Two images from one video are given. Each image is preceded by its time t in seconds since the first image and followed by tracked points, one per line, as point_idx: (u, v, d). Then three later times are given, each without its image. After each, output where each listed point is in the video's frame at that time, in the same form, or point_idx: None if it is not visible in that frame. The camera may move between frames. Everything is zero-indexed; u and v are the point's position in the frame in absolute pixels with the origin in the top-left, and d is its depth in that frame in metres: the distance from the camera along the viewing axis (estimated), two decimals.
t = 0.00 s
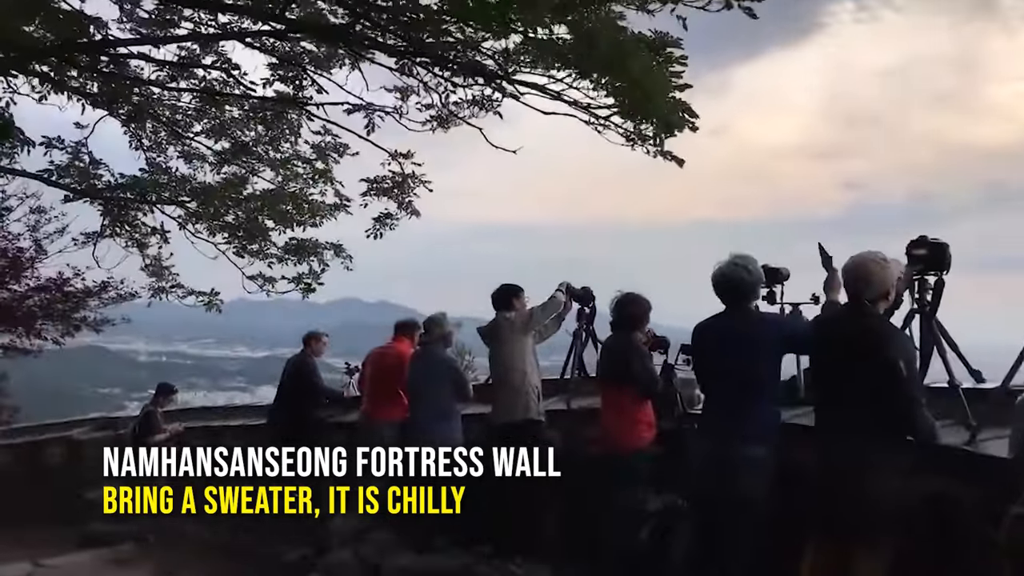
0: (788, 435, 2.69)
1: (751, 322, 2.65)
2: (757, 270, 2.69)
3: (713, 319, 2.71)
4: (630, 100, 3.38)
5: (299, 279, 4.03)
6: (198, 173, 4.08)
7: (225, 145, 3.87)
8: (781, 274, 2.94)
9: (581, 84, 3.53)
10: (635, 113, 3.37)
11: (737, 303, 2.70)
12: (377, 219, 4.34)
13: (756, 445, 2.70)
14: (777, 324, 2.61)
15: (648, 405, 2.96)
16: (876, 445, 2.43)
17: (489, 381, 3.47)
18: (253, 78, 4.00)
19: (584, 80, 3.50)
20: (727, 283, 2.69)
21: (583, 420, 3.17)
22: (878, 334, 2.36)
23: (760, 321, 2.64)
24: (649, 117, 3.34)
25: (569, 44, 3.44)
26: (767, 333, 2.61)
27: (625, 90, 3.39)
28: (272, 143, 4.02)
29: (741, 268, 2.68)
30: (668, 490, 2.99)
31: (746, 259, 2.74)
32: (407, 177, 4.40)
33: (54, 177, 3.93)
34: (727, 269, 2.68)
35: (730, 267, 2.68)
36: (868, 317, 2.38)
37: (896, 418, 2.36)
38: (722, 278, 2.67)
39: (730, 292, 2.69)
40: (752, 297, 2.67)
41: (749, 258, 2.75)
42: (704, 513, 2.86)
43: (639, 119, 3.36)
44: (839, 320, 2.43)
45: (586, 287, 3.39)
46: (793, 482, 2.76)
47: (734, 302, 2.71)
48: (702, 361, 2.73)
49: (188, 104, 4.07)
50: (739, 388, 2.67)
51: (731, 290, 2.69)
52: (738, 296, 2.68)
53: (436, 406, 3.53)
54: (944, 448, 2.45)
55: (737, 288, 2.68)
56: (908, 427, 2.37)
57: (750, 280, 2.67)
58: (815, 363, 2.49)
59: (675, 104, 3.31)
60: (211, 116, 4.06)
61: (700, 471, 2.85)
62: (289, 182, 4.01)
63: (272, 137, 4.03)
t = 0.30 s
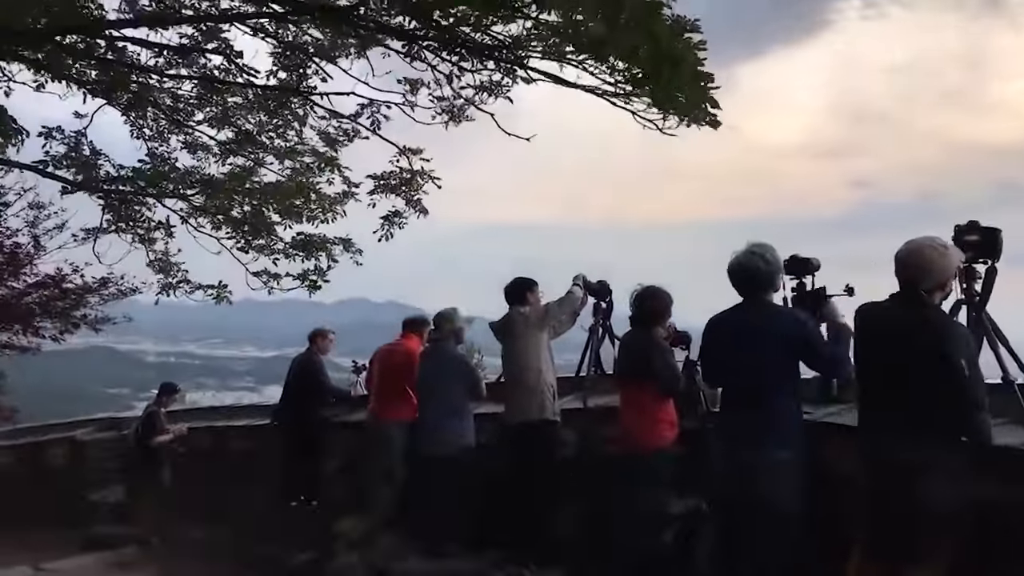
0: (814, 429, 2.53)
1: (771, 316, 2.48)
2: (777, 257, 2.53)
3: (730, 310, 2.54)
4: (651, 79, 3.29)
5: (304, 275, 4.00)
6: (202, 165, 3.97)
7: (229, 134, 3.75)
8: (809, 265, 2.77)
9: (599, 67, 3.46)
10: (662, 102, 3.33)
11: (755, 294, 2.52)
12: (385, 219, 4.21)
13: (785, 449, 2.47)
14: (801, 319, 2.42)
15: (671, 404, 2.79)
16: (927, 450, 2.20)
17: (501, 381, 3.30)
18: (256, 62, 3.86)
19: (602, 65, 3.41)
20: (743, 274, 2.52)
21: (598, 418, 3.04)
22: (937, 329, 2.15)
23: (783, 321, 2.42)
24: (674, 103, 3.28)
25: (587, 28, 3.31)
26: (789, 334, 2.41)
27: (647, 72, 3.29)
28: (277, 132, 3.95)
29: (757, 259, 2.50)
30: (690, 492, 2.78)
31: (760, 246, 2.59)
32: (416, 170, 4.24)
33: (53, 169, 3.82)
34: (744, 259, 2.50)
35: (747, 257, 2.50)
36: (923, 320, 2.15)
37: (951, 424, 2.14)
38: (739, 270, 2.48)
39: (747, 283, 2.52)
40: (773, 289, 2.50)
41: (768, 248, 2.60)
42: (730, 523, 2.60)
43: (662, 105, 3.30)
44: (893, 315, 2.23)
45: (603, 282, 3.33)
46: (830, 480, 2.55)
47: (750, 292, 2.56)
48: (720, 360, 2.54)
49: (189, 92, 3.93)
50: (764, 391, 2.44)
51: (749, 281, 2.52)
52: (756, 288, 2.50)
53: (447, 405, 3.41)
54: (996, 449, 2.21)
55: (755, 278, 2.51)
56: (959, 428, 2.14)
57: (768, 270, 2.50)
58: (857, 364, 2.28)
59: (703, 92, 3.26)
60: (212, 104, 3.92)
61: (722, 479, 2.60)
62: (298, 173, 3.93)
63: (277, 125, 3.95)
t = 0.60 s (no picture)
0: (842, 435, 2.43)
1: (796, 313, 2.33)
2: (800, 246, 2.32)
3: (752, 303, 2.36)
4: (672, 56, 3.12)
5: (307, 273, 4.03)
6: (203, 158, 3.82)
7: (231, 126, 3.62)
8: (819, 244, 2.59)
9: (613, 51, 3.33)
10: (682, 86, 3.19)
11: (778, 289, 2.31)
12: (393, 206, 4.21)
13: (815, 457, 2.30)
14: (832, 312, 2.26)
15: (688, 404, 2.63)
16: (975, 453, 2.04)
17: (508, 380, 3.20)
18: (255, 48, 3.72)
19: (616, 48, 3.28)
20: (764, 266, 2.32)
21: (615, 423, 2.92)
22: (1000, 326, 2.01)
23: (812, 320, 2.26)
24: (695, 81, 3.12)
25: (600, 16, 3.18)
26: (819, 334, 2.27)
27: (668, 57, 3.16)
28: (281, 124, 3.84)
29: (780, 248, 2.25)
30: (711, 499, 2.64)
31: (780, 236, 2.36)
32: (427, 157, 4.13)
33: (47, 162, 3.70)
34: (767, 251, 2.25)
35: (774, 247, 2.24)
36: (985, 307, 2.01)
37: (1007, 428, 1.99)
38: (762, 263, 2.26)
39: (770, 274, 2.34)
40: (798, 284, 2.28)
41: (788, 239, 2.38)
42: (753, 531, 2.41)
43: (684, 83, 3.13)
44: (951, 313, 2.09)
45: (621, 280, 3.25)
46: (866, 495, 2.39)
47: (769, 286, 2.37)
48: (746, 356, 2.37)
49: (187, 82, 3.80)
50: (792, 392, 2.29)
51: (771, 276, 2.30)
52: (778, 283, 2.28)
53: (455, 408, 3.32)
54: None
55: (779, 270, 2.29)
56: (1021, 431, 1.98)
57: (790, 262, 2.32)
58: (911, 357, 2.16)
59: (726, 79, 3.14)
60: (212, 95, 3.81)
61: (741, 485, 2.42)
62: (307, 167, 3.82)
63: (280, 116, 3.82)
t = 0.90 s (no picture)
0: (870, 441, 2.33)
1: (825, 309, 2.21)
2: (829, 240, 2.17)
3: (777, 300, 2.23)
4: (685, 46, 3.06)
5: (303, 277, 4.01)
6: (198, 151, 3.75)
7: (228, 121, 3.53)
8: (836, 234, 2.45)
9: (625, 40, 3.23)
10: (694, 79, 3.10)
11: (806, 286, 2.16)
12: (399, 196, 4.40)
13: (850, 461, 2.13)
14: (866, 304, 2.12)
15: (709, 411, 2.51)
16: None
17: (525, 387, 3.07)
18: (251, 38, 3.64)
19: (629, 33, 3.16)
20: (795, 261, 2.17)
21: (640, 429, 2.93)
22: None
23: (842, 314, 2.12)
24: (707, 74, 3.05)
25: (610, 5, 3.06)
26: (849, 331, 2.14)
27: (682, 46, 3.05)
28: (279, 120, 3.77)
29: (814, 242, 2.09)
30: (731, 510, 2.67)
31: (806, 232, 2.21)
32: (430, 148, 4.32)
33: (34, 157, 3.58)
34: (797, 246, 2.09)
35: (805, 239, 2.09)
36: None
37: None
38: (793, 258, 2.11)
39: (801, 271, 2.18)
40: (829, 282, 2.13)
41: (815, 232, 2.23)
42: (779, 536, 2.20)
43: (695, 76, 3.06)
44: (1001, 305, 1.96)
45: (630, 277, 3.12)
46: (894, 500, 2.28)
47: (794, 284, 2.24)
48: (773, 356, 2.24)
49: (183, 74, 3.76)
50: (820, 391, 2.14)
51: (801, 272, 2.14)
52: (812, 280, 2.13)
53: (460, 413, 3.17)
54: None
55: (810, 269, 2.14)
56: None
57: (822, 257, 2.16)
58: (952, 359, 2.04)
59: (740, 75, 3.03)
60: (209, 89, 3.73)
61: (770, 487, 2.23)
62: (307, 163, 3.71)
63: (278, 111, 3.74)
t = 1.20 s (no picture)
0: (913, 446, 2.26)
1: (858, 304, 2.09)
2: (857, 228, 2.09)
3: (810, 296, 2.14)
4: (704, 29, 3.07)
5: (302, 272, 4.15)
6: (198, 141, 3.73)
7: (226, 113, 3.49)
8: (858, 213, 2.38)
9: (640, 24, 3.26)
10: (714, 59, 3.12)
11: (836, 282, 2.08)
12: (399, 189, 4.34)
13: (888, 465, 1.99)
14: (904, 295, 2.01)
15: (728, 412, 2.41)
16: None
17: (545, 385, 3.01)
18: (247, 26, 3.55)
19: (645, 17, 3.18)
20: (822, 256, 2.08)
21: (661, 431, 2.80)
22: None
23: (879, 308, 2.00)
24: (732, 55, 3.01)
25: None
26: (885, 325, 2.00)
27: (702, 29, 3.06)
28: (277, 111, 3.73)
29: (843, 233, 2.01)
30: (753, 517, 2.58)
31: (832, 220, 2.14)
32: (433, 139, 4.29)
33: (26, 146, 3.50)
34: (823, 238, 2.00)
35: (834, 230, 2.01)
36: None
37: None
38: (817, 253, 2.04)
39: (828, 265, 2.09)
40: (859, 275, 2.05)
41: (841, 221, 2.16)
42: (809, 539, 2.09)
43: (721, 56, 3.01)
44: None
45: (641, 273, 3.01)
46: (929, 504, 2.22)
47: (822, 278, 2.17)
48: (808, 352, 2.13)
49: (179, 62, 3.69)
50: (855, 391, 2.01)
51: (828, 266, 2.06)
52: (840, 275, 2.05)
53: (464, 416, 3.05)
54: None
55: (839, 262, 2.06)
56: None
57: (852, 251, 2.06)
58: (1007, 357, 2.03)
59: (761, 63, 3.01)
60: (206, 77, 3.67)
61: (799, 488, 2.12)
62: (306, 155, 3.69)
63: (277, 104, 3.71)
